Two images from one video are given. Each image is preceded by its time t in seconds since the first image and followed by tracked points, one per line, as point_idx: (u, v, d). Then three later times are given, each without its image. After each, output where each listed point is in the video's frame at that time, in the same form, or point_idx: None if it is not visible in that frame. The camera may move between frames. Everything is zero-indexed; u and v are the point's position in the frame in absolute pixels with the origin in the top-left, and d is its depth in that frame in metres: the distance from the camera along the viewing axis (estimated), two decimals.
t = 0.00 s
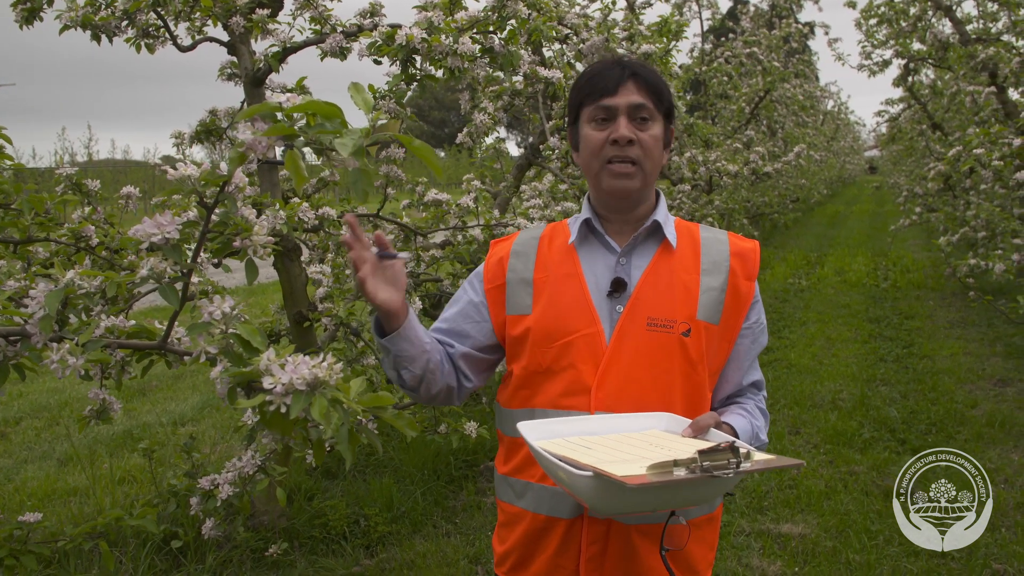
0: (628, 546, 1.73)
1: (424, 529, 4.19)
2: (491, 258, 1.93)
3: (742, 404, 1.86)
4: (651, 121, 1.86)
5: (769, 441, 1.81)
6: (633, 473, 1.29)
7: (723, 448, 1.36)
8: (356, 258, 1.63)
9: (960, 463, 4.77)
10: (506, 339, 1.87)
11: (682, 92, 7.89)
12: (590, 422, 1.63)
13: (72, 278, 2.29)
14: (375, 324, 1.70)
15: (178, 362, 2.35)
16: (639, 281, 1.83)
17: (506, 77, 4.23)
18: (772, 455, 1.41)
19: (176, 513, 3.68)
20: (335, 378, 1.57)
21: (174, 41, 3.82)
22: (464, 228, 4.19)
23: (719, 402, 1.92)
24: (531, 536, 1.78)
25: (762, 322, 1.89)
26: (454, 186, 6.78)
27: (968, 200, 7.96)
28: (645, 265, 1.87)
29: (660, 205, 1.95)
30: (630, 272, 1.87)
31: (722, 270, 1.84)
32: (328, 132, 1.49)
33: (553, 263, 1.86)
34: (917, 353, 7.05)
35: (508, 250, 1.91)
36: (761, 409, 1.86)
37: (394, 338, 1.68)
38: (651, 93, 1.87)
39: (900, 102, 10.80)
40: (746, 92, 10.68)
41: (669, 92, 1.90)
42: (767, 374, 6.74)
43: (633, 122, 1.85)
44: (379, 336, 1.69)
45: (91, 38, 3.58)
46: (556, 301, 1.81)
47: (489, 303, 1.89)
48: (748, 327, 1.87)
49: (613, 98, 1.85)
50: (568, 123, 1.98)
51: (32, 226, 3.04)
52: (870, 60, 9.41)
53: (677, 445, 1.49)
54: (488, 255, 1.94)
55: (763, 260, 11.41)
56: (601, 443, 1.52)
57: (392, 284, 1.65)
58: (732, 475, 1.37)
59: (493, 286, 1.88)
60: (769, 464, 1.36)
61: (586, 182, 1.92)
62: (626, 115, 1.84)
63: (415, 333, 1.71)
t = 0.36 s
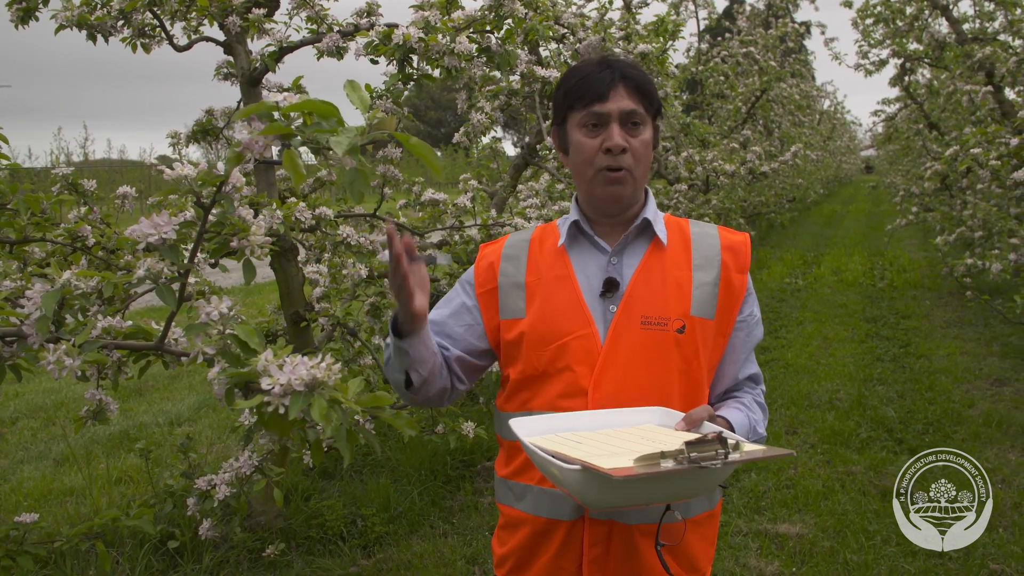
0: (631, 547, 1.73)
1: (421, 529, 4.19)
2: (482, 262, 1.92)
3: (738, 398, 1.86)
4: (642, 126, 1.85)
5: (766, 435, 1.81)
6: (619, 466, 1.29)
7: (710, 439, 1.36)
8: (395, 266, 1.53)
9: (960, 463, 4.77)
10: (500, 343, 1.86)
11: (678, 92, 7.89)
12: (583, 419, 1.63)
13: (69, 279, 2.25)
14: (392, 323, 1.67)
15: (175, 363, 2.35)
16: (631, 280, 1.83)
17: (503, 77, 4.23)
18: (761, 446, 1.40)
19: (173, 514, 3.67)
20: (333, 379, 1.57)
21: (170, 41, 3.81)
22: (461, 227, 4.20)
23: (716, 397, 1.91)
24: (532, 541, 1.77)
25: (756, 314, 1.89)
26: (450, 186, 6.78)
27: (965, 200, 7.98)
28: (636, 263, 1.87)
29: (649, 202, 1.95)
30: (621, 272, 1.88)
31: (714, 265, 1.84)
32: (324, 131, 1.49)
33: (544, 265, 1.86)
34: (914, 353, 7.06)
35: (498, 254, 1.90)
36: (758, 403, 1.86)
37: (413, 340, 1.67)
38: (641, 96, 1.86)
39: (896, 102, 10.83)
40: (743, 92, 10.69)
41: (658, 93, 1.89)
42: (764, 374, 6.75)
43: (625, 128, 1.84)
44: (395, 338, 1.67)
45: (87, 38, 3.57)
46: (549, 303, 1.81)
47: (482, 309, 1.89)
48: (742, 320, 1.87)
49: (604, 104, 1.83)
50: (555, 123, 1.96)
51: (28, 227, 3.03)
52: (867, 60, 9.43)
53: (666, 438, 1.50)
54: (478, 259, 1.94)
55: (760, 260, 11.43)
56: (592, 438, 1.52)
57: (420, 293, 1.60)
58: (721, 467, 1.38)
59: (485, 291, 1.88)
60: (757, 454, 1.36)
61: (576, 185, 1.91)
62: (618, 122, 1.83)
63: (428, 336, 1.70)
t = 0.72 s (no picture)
0: (632, 547, 1.73)
1: (424, 529, 4.19)
2: (473, 265, 1.91)
3: (734, 395, 1.86)
4: (634, 132, 1.85)
5: (762, 432, 1.81)
6: (612, 462, 1.30)
7: (704, 433, 1.37)
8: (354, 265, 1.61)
9: (960, 463, 4.77)
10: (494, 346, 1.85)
11: (681, 92, 7.87)
12: (578, 419, 1.63)
13: (71, 279, 2.26)
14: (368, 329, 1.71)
15: (177, 363, 2.35)
16: (625, 280, 1.83)
17: (505, 77, 4.23)
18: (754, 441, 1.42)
19: (176, 514, 3.68)
20: (334, 378, 1.57)
21: (173, 42, 3.81)
22: (464, 228, 4.21)
23: (711, 394, 1.91)
24: (532, 543, 1.77)
25: (749, 311, 1.89)
26: (453, 186, 6.78)
27: (969, 199, 7.97)
28: (630, 264, 1.87)
29: (641, 203, 1.95)
30: (615, 272, 1.87)
31: (708, 263, 1.84)
32: (327, 131, 1.49)
33: (537, 267, 1.85)
34: (918, 353, 7.05)
35: (489, 257, 1.89)
36: (753, 399, 1.86)
37: (391, 341, 1.69)
38: (632, 101, 1.85)
39: (900, 102, 10.80)
40: (746, 92, 10.68)
41: (650, 97, 1.88)
42: (767, 374, 6.74)
43: (616, 135, 1.83)
44: (373, 341, 1.70)
45: (90, 39, 3.58)
46: (543, 304, 1.81)
47: (473, 312, 1.88)
48: (735, 318, 1.87)
49: (595, 111, 1.82)
50: (546, 125, 1.94)
51: (32, 227, 3.03)
52: (870, 59, 9.41)
53: (659, 434, 1.50)
54: (469, 261, 1.93)
55: (763, 260, 11.41)
56: (587, 436, 1.52)
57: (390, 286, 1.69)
58: (714, 460, 1.39)
59: (477, 294, 1.87)
60: (751, 447, 1.38)
61: (566, 189, 1.91)
62: (609, 129, 1.83)
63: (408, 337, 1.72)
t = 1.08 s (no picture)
0: (619, 547, 1.74)
1: (423, 530, 4.19)
2: (456, 267, 1.90)
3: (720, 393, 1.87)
4: (615, 136, 1.84)
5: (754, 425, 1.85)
6: (648, 448, 1.32)
7: (732, 419, 1.41)
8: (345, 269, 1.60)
9: (960, 463, 4.75)
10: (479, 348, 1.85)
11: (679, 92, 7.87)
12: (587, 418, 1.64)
13: (65, 281, 2.26)
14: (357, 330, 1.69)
15: (173, 365, 2.35)
16: (610, 280, 1.83)
17: (502, 77, 4.23)
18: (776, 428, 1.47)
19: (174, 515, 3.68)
20: (327, 380, 1.57)
21: (170, 43, 3.82)
22: (462, 228, 4.22)
23: (698, 392, 1.93)
24: (519, 545, 1.77)
25: (733, 310, 1.91)
26: (451, 187, 6.77)
27: (967, 198, 7.97)
28: (614, 263, 1.87)
29: (625, 203, 1.95)
30: (599, 272, 1.87)
31: (691, 263, 1.85)
32: (320, 132, 1.49)
33: (521, 268, 1.84)
34: (917, 352, 7.05)
35: (473, 258, 1.88)
36: (740, 394, 1.88)
37: (378, 344, 1.68)
38: (614, 105, 1.83)
39: (898, 101, 10.81)
40: (744, 91, 10.69)
41: (634, 100, 1.86)
42: (766, 373, 6.74)
43: (596, 139, 1.83)
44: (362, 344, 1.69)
45: (87, 41, 3.57)
46: (528, 305, 1.80)
47: (459, 314, 1.88)
48: (720, 316, 1.89)
49: (575, 115, 1.81)
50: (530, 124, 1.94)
51: (29, 229, 3.03)
52: (868, 58, 9.41)
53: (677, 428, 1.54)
54: (453, 263, 1.92)
55: (763, 259, 11.40)
56: (604, 433, 1.54)
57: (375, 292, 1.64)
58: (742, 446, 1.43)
59: (462, 296, 1.87)
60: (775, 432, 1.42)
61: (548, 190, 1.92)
62: (588, 134, 1.82)
63: (398, 340, 1.71)
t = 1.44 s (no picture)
0: (613, 547, 1.74)
1: (421, 530, 4.19)
2: (449, 270, 1.90)
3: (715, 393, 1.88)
4: (604, 134, 1.84)
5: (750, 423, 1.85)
6: (693, 484, 1.29)
7: (769, 446, 1.39)
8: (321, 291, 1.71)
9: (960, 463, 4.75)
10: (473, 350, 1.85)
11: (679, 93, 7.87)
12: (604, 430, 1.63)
13: (59, 281, 2.26)
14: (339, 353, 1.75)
15: (168, 365, 2.35)
16: (603, 281, 1.83)
17: (501, 78, 4.23)
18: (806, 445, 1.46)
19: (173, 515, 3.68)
20: (320, 378, 1.58)
21: (169, 44, 3.82)
22: (461, 228, 4.23)
23: (693, 391, 1.93)
24: (514, 545, 1.77)
25: (726, 308, 1.91)
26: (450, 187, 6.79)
27: (967, 199, 7.97)
28: (607, 264, 1.87)
29: (616, 203, 1.95)
30: (592, 274, 1.87)
31: (683, 262, 1.86)
32: (311, 131, 1.49)
33: (514, 270, 1.85)
34: (917, 352, 7.05)
35: (465, 260, 1.89)
36: (734, 392, 1.89)
37: (358, 361, 1.73)
38: (602, 103, 1.84)
39: (899, 101, 10.80)
40: (745, 92, 10.69)
41: (622, 98, 1.87)
42: (765, 374, 6.74)
43: (586, 137, 1.83)
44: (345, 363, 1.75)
45: (85, 42, 3.58)
46: (521, 308, 1.80)
47: (452, 316, 1.88)
48: (713, 315, 1.89)
49: (563, 113, 1.81)
50: (519, 125, 1.95)
51: (27, 230, 3.03)
52: (868, 59, 9.40)
53: (701, 445, 1.52)
54: (445, 266, 1.92)
55: (763, 260, 11.40)
56: (625, 452, 1.50)
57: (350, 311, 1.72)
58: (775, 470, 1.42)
59: (455, 298, 1.87)
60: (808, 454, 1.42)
61: (538, 191, 1.92)
62: (578, 132, 1.82)
63: (382, 355, 1.76)
